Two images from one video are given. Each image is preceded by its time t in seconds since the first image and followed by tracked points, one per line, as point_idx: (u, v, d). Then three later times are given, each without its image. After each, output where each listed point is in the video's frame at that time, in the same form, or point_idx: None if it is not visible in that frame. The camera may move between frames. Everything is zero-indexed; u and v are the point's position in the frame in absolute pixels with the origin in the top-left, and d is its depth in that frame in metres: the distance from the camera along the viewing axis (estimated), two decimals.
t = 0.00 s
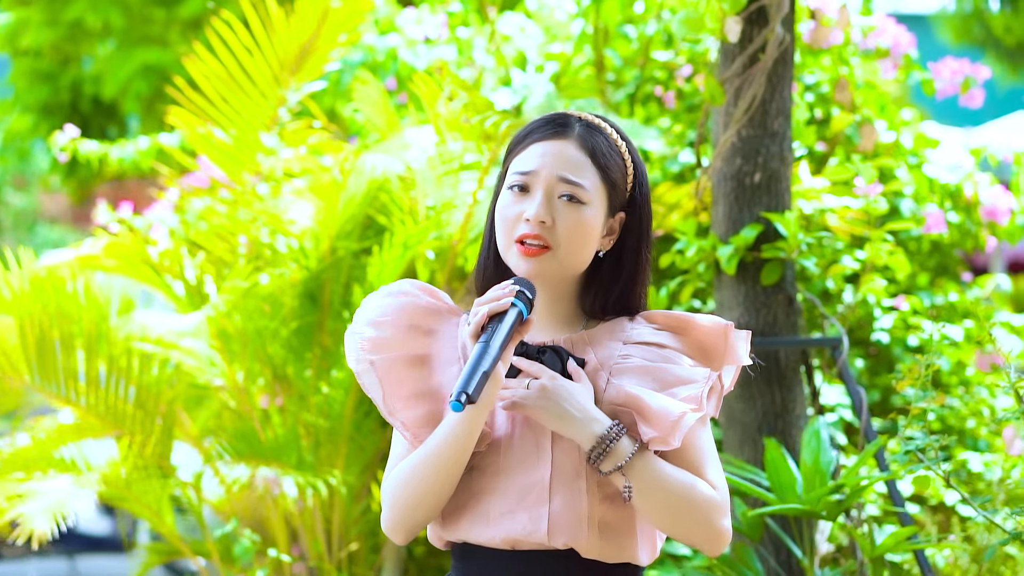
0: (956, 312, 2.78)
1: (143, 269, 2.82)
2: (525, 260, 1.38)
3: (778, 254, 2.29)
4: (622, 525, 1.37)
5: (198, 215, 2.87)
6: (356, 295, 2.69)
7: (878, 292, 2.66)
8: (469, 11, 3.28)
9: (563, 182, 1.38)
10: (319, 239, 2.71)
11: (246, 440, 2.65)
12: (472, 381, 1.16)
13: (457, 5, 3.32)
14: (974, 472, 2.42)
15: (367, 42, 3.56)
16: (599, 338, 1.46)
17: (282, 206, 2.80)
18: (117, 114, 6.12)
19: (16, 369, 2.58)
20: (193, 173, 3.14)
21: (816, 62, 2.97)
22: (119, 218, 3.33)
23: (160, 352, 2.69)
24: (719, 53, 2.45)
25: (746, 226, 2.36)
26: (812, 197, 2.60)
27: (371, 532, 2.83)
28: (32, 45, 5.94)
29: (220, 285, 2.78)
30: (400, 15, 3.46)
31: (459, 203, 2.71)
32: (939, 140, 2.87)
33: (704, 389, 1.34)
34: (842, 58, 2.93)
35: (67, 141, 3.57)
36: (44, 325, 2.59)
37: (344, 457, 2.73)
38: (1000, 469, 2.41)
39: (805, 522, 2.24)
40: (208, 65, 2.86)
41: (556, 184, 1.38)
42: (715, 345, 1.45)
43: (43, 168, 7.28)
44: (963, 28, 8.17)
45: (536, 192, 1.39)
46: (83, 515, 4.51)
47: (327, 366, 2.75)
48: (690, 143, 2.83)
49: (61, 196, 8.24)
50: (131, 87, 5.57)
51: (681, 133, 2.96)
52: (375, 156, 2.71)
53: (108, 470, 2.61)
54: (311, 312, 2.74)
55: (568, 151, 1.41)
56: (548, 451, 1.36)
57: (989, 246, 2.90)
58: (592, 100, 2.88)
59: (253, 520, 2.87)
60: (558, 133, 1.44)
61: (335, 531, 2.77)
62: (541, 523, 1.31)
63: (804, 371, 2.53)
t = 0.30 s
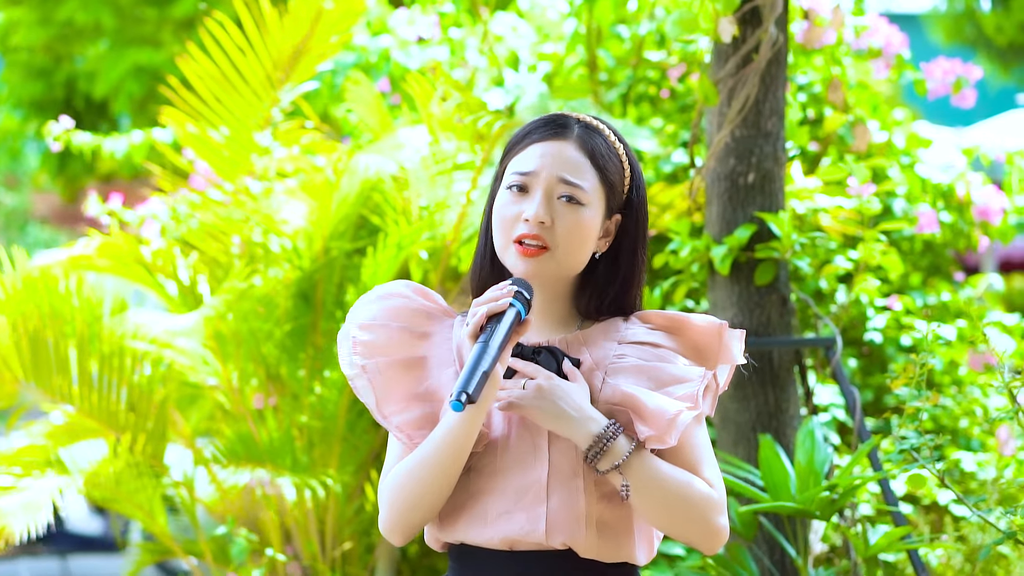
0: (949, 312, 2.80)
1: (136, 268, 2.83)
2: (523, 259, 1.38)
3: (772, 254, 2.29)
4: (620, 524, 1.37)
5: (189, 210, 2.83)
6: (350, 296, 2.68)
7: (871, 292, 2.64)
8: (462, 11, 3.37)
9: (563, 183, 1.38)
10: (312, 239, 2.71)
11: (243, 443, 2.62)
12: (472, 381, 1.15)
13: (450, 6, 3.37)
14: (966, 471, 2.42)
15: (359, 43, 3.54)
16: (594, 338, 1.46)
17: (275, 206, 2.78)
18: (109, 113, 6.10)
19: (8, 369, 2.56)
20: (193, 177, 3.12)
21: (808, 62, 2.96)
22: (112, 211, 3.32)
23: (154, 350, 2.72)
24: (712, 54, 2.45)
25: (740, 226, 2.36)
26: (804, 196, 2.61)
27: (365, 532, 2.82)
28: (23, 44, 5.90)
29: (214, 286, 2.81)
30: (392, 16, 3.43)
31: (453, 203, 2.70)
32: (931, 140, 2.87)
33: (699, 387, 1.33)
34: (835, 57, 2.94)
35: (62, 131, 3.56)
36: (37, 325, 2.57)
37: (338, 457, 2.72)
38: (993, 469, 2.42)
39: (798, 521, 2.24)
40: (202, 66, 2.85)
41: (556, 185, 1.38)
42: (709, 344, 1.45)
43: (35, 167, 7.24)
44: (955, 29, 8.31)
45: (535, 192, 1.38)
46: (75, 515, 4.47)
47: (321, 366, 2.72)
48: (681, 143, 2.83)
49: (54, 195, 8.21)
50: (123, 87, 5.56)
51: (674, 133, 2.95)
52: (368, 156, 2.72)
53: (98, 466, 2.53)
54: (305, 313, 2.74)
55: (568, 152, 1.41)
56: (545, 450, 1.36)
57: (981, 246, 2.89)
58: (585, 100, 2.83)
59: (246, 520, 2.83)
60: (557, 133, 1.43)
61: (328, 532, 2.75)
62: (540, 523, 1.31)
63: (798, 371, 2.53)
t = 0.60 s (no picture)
0: (942, 313, 2.76)
1: (131, 271, 2.80)
2: (519, 260, 1.37)
3: (766, 255, 2.30)
4: (619, 525, 1.36)
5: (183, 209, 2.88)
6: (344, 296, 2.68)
7: (865, 292, 2.65)
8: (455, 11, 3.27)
9: (561, 184, 1.38)
10: (306, 240, 2.70)
11: (232, 444, 2.66)
12: (470, 383, 1.15)
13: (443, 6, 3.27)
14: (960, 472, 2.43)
15: (352, 45, 3.53)
16: (589, 339, 1.46)
17: (269, 207, 2.77)
18: (101, 114, 6.09)
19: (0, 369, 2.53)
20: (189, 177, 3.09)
21: (801, 64, 2.94)
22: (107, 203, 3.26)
23: (148, 351, 2.65)
24: (706, 56, 2.45)
25: (733, 228, 2.36)
26: (797, 197, 2.59)
27: (359, 533, 2.82)
28: (16, 44, 5.88)
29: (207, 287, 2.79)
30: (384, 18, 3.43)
31: (446, 205, 2.69)
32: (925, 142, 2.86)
33: (695, 388, 1.33)
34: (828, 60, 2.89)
35: (58, 121, 3.49)
36: (31, 326, 2.55)
37: (331, 458, 2.72)
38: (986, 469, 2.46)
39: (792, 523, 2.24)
40: (195, 66, 2.85)
41: (555, 186, 1.37)
42: (704, 345, 1.45)
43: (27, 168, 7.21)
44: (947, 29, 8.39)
45: (533, 193, 1.38)
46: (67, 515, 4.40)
47: (315, 367, 2.75)
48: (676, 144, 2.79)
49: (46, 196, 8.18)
50: (115, 90, 5.54)
51: (668, 134, 2.94)
52: (362, 156, 2.66)
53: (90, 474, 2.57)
54: (299, 313, 2.76)
55: (567, 154, 1.40)
56: (542, 452, 1.35)
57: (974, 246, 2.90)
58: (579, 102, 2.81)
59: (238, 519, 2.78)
60: (556, 135, 1.43)
61: (322, 533, 2.74)
62: (539, 525, 1.30)
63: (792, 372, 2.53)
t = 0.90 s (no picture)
0: (936, 314, 2.78)
1: (125, 272, 2.78)
2: (516, 260, 1.37)
3: (760, 256, 2.29)
4: (619, 523, 1.36)
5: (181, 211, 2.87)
6: (338, 297, 2.66)
7: (859, 293, 2.62)
8: (450, 13, 3.32)
9: (561, 185, 1.37)
10: (301, 240, 2.68)
11: (229, 444, 2.62)
12: (472, 383, 1.16)
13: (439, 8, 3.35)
14: (953, 474, 2.44)
15: (347, 45, 3.48)
16: (583, 338, 1.46)
17: (264, 208, 2.77)
18: (94, 115, 6.08)
19: None
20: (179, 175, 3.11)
21: (795, 64, 2.94)
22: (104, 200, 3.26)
23: (142, 351, 2.64)
24: (701, 56, 2.45)
25: (728, 229, 2.36)
26: (791, 198, 2.59)
27: (353, 535, 2.78)
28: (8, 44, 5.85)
29: (201, 288, 2.78)
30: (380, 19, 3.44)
31: (441, 205, 2.70)
32: (920, 142, 2.86)
33: (691, 383, 1.33)
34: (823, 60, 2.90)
35: (52, 137, 3.54)
36: (28, 327, 2.55)
37: (326, 458, 2.71)
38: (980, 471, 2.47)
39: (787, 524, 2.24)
40: (188, 66, 2.84)
41: (554, 187, 1.37)
42: (698, 341, 1.45)
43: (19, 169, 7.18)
44: (941, 29, 8.47)
45: (533, 193, 1.37)
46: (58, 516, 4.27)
47: (309, 368, 2.70)
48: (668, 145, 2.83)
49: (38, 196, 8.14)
50: (109, 90, 5.51)
51: (662, 135, 2.93)
52: (357, 158, 2.68)
53: (87, 469, 2.55)
54: (293, 314, 2.73)
55: (567, 155, 1.40)
56: (542, 453, 1.35)
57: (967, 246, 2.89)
58: (573, 102, 2.81)
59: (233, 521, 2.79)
60: (556, 137, 1.43)
61: (317, 533, 2.73)
62: (539, 525, 1.30)
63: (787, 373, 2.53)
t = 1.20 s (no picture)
0: (931, 314, 2.78)
1: (121, 274, 2.78)
2: (512, 260, 1.37)
3: (756, 257, 2.30)
4: (619, 524, 1.37)
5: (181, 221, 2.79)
6: (334, 298, 2.65)
7: (855, 294, 2.63)
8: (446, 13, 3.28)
9: (560, 188, 1.38)
10: (296, 241, 2.68)
11: (222, 445, 2.61)
12: (475, 392, 1.16)
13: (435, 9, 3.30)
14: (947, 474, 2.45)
15: (341, 46, 3.50)
16: (574, 338, 1.46)
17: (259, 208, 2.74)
18: (88, 115, 6.06)
19: None
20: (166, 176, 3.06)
21: (790, 65, 2.94)
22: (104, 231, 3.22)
23: (138, 352, 2.63)
24: (696, 57, 2.45)
25: (724, 230, 2.36)
26: (786, 199, 2.59)
27: (348, 535, 2.77)
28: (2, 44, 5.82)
29: (198, 291, 2.77)
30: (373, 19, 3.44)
31: (436, 206, 2.68)
32: (914, 143, 2.86)
33: (684, 382, 1.34)
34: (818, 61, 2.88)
35: (41, 162, 3.48)
36: (20, 327, 2.56)
37: (321, 461, 2.66)
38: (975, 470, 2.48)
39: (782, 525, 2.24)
40: (184, 68, 2.83)
41: (554, 189, 1.37)
42: (689, 339, 1.47)
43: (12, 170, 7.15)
44: (933, 29, 8.55)
45: (532, 194, 1.37)
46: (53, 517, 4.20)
47: (304, 370, 2.70)
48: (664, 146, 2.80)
49: (31, 196, 8.11)
50: (103, 90, 5.50)
51: (658, 135, 2.93)
52: (352, 160, 2.68)
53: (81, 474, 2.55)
54: (289, 316, 2.71)
55: (567, 158, 1.41)
56: (541, 456, 1.35)
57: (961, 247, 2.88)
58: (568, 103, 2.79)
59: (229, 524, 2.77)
60: (556, 139, 1.43)
61: (312, 535, 2.71)
62: (542, 529, 1.30)
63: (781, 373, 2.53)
